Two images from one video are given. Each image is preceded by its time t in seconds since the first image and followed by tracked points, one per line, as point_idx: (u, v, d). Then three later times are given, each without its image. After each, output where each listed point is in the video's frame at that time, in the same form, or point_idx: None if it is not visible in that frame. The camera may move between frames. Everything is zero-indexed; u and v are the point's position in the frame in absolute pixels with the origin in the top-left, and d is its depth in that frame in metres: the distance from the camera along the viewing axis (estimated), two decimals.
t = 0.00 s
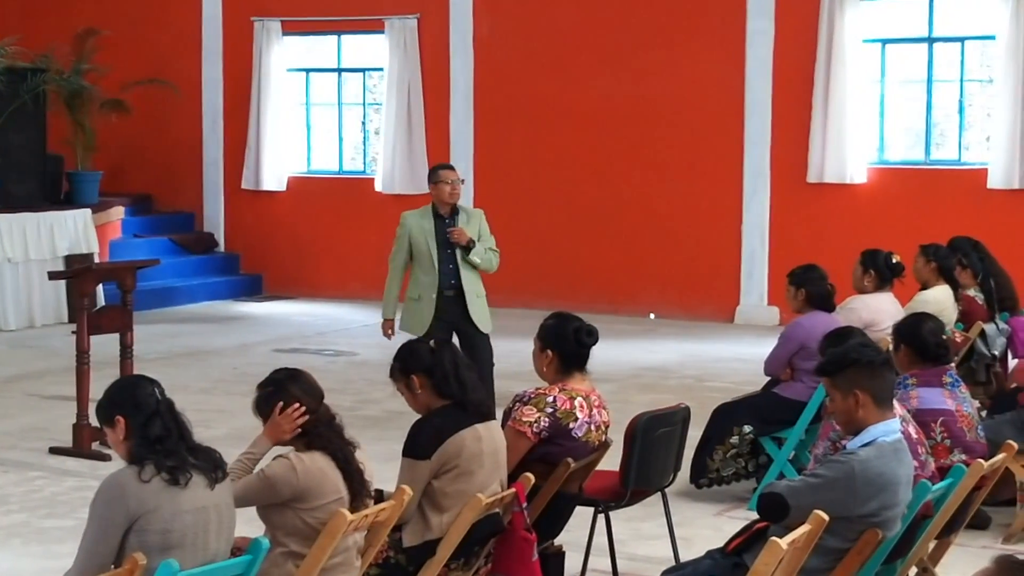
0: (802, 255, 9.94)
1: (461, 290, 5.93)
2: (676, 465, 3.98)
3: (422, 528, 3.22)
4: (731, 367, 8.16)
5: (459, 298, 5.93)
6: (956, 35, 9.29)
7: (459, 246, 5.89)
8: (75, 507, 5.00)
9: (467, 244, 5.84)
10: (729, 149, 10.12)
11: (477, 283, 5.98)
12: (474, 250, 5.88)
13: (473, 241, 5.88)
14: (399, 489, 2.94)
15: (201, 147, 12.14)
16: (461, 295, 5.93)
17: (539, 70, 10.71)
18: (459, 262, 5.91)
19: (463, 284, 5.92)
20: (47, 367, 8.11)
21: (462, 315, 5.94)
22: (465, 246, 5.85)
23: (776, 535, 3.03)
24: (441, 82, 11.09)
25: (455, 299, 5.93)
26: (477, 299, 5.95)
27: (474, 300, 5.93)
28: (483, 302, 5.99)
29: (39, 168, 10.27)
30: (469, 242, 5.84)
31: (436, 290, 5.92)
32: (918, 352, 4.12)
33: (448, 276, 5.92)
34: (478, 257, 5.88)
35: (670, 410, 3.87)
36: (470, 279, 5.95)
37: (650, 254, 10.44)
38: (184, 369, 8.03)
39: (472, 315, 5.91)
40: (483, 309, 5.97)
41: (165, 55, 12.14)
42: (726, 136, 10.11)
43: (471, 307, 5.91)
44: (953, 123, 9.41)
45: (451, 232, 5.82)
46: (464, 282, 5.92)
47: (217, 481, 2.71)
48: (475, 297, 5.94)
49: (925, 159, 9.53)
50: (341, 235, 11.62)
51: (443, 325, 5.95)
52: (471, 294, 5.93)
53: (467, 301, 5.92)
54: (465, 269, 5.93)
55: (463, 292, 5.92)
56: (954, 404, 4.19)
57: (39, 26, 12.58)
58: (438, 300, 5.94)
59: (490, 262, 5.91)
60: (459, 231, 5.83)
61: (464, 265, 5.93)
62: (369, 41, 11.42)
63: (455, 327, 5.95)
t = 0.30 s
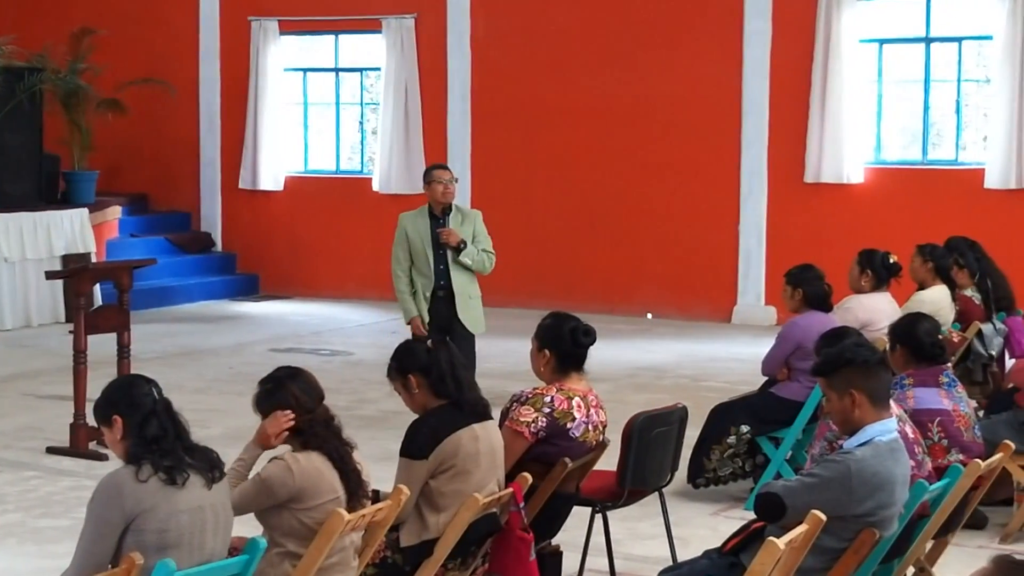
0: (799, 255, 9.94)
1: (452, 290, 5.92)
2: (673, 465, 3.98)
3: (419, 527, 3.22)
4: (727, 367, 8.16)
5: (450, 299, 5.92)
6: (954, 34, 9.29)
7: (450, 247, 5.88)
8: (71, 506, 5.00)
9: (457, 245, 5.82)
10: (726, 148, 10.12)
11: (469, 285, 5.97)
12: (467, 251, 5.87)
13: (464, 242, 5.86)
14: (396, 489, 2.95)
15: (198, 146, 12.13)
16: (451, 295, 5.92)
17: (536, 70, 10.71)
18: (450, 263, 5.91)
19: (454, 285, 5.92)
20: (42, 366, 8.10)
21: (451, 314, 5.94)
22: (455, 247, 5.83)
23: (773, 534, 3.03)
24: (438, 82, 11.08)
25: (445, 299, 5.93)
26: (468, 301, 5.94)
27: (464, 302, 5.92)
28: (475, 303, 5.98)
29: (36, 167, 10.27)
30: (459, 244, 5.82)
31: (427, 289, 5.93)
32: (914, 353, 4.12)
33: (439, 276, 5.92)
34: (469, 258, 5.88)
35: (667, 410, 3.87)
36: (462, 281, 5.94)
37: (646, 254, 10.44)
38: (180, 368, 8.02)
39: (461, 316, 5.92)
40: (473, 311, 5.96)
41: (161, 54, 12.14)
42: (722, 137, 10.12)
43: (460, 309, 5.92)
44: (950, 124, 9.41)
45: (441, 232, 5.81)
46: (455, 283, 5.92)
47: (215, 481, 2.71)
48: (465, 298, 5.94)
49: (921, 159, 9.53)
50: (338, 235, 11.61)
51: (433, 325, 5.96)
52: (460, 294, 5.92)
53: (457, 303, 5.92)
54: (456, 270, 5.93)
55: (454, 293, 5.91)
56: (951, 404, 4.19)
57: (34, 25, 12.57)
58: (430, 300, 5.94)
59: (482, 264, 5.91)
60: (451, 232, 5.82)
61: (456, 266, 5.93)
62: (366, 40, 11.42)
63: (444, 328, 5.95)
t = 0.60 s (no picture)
0: (799, 255, 9.93)
1: (450, 294, 5.94)
2: (673, 466, 3.98)
3: (419, 527, 3.22)
4: (727, 367, 8.17)
5: (448, 302, 5.95)
6: (953, 35, 9.30)
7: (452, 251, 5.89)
8: (70, 506, 5.00)
9: (460, 249, 5.85)
10: (726, 148, 10.13)
11: (469, 289, 5.98)
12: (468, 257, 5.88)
13: (467, 247, 5.89)
14: (396, 489, 2.96)
15: (198, 146, 12.13)
16: (450, 298, 5.94)
17: (536, 70, 10.71)
18: (451, 266, 5.91)
19: (452, 290, 5.93)
20: (42, 366, 8.10)
21: (448, 317, 5.95)
22: (458, 251, 5.87)
23: (773, 534, 3.03)
24: (438, 82, 11.08)
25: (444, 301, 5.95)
26: (466, 306, 5.96)
27: (463, 306, 5.95)
28: (474, 307, 6.00)
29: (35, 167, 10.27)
30: (462, 248, 5.85)
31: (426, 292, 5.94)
32: (913, 352, 4.10)
33: (438, 279, 5.93)
34: (471, 263, 5.90)
35: (667, 410, 3.86)
36: (461, 286, 5.95)
37: (646, 254, 10.44)
38: (179, 368, 8.02)
39: (458, 320, 5.94)
40: (472, 314, 5.98)
41: (161, 55, 12.14)
42: (722, 137, 10.12)
43: (459, 312, 5.94)
44: (950, 124, 9.42)
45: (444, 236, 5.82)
46: (456, 287, 5.93)
47: (215, 480, 2.71)
48: (464, 301, 5.96)
49: (921, 159, 9.54)
50: (338, 235, 11.61)
51: (430, 329, 5.96)
52: (460, 298, 5.94)
53: (455, 306, 5.94)
54: (456, 274, 5.93)
55: (452, 297, 5.93)
56: (951, 404, 4.20)
57: (34, 25, 12.56)
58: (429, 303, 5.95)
59: (484, 269, 5.93)
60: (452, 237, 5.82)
61: (457, 270, 5.93)
62: (366, 40, 11.42)
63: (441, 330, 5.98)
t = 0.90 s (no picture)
0: (801, 256, 9.93)
1: (452, 296, 5.92)
2: (675, 466, 3.98)
3: (420, 527, 3.22)
4: (729, 368, 8.17)
5: (450, 303, 5.93)
6: (955, 35, 9.29)
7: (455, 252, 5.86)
8: (73, 506, 5.00)
9: (463, 251, 5.82)
10: (727, 149, 10.13)
11: (473, 291, 5.93)
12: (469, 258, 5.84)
13: (469, 249, 5.84)
14: (398, 489, 2.97)
15: (200, 146, 12.14)
16: (451, 300, 5.92)
17: (537, 70, 10.71)
18: (454, 268, 5.89)
19: (454, 291, 5.90)
20: (44, 366, 8.10)
21: (451, 319, 5.95)
22: (461, 253, 5.84)
23: (775, 535, 3.03)
24: (439, 82, 11.08)
25: (446, 301, 5.93)
26: (469, 307, 5.93)
27: (464, 307, 5.91)
28: (478, 308, 5.96)
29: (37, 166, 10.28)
30: (465, 250, 5.83)
31: (428, 293, 5.95)
32: (915, 353, 4.12)
33: (440, 281, 5.92)
34: (474, 264, 5.84)
35: (668, 410, 3.86)
36: (464, 287, 5.91)
37: (648, 254, 10.44)
38: (181, 368, 8.03)
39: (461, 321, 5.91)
40: (476, 316, 5.95)
41: (164, 55, 12.14)
42: (724, 137, 10.12)
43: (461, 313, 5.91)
44: (953, 124, 9.41)
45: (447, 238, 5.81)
46: (457, 287, 5.90)
47: (217, 481, 2.71)
48: (466, 303, 5.92)
49: (923, 159, 9.53)
50: (340, 235, 11.61)
51: (431, 330, 5.97)
52: (462, 299, 5.91)
53: (457, 308, 5.92)
54: (458, 276, 5.90)
55: (454, 299, 5.90)
56: (954, 405, 4.19)
57: (36, 25, 12.56)
58: (430, 303, 5.96)
59: (487, 271, 5.87)
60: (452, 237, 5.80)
61: (459, 271, 5.90)
62: (368, 40, 11.42)
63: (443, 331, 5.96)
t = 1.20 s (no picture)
0: (804, 256, 9.93)
1: (454, 296, 5.81)
2: (677, 466, 3.98)
3: (423, 528, 3.22)
4: (732, 368, 8.18)
5: (451, 304, 5.82)
6: (959, 35, 9.28)
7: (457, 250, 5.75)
8: (76, 506, 5.00)
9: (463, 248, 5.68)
10: (730, 150, 10.12)
11: (473, 290, 5.83)
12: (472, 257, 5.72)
13: (471, 246, 5.71)
14: (400, 488, 2.98)
15: (204, 146, 12.14)
16: (452, 300, 5.81)
17: (540, 71, 10.71)
18: (455, 267, 5.78)
19: (455, 292, 5.79)
20: (48, 366, 8.10)
21: (451, 320, 5.83)
22: (462, 251, 5.71)
23: (777, 535, 3.03)
24: (442, 83, 11.08)
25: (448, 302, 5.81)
26: (470, 308, 5.83)
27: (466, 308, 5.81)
28: (480, 307, 5.86)
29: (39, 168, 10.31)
30: (466, 247, 5.68)
31: (429, 294, 5.83)
32: (920, 353, 4.05)
33: (442, 281, 5.80)
34: (475, 262, 5.71)
35: (670, 410, 3.87)
36: (465, 287, 5.81)
37: (651, 255, 10.44)
38: (184, 368, 8.03)
39: (462, 323, 5.80)
40: (478, 316, 5.86)
41: (167, 56, 12.15)
42: (727, 138, 10.12)
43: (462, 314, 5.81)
44: (956, 124, 9.40)
45: (448, 234, 5.67)
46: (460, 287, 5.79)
47: (220, 480, 2.71)
48: (468, 303, 5.82)
49: (927, 160, 9.53)
50: (343, 235, 11.61)
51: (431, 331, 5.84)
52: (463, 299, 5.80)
53: (458, 309, 5.81)
54: (459, 275, 5.80)
55: (456, 300, 5.80)
56: (957, 406, 4.19)
57: (40, 26, 12.58)
58: (431, 304, 5.84)
59: (489, 270, 5.75)
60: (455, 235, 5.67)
61: (460, 269, 5.79)
62: (371, 41, 11.42)
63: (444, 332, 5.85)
